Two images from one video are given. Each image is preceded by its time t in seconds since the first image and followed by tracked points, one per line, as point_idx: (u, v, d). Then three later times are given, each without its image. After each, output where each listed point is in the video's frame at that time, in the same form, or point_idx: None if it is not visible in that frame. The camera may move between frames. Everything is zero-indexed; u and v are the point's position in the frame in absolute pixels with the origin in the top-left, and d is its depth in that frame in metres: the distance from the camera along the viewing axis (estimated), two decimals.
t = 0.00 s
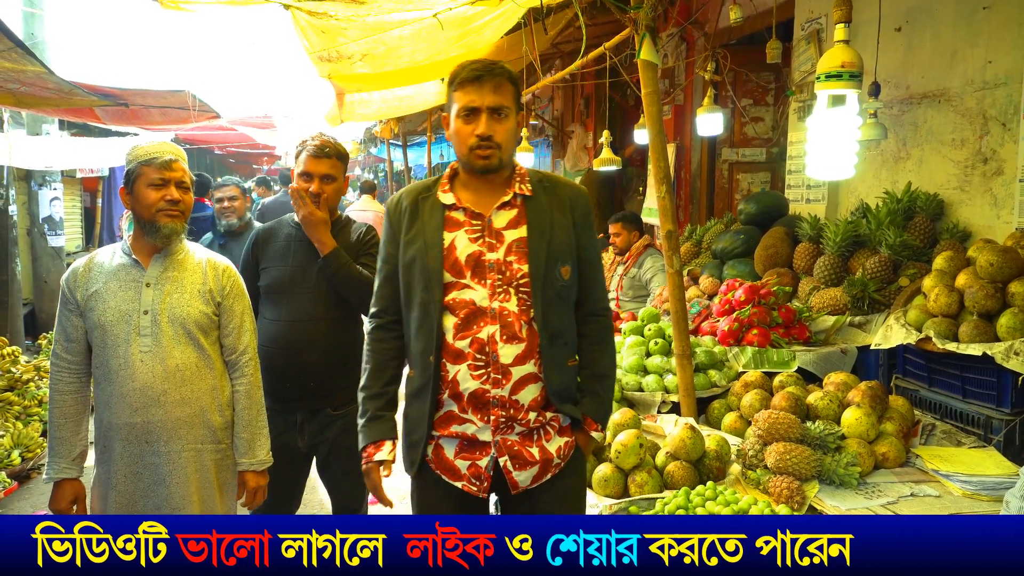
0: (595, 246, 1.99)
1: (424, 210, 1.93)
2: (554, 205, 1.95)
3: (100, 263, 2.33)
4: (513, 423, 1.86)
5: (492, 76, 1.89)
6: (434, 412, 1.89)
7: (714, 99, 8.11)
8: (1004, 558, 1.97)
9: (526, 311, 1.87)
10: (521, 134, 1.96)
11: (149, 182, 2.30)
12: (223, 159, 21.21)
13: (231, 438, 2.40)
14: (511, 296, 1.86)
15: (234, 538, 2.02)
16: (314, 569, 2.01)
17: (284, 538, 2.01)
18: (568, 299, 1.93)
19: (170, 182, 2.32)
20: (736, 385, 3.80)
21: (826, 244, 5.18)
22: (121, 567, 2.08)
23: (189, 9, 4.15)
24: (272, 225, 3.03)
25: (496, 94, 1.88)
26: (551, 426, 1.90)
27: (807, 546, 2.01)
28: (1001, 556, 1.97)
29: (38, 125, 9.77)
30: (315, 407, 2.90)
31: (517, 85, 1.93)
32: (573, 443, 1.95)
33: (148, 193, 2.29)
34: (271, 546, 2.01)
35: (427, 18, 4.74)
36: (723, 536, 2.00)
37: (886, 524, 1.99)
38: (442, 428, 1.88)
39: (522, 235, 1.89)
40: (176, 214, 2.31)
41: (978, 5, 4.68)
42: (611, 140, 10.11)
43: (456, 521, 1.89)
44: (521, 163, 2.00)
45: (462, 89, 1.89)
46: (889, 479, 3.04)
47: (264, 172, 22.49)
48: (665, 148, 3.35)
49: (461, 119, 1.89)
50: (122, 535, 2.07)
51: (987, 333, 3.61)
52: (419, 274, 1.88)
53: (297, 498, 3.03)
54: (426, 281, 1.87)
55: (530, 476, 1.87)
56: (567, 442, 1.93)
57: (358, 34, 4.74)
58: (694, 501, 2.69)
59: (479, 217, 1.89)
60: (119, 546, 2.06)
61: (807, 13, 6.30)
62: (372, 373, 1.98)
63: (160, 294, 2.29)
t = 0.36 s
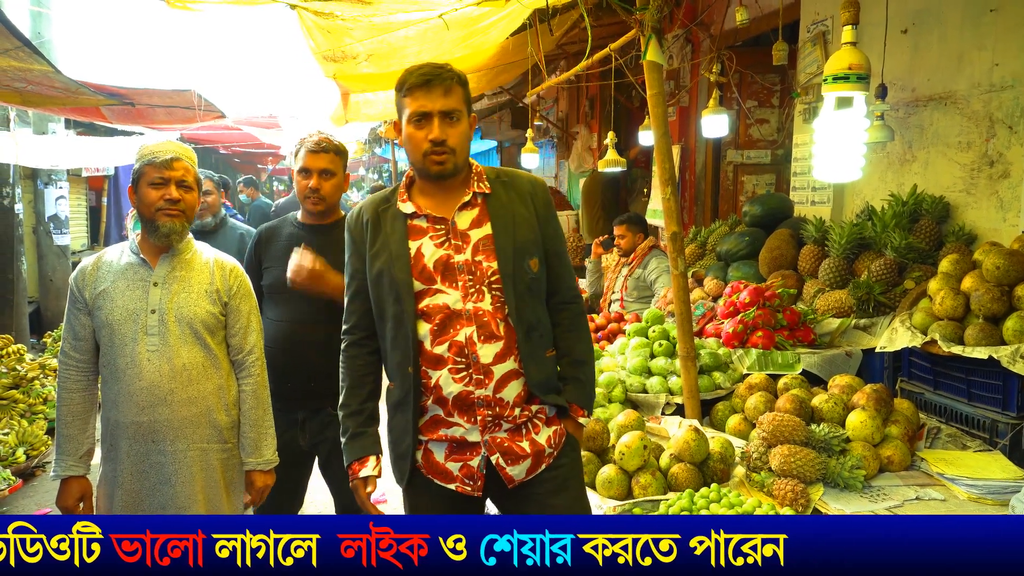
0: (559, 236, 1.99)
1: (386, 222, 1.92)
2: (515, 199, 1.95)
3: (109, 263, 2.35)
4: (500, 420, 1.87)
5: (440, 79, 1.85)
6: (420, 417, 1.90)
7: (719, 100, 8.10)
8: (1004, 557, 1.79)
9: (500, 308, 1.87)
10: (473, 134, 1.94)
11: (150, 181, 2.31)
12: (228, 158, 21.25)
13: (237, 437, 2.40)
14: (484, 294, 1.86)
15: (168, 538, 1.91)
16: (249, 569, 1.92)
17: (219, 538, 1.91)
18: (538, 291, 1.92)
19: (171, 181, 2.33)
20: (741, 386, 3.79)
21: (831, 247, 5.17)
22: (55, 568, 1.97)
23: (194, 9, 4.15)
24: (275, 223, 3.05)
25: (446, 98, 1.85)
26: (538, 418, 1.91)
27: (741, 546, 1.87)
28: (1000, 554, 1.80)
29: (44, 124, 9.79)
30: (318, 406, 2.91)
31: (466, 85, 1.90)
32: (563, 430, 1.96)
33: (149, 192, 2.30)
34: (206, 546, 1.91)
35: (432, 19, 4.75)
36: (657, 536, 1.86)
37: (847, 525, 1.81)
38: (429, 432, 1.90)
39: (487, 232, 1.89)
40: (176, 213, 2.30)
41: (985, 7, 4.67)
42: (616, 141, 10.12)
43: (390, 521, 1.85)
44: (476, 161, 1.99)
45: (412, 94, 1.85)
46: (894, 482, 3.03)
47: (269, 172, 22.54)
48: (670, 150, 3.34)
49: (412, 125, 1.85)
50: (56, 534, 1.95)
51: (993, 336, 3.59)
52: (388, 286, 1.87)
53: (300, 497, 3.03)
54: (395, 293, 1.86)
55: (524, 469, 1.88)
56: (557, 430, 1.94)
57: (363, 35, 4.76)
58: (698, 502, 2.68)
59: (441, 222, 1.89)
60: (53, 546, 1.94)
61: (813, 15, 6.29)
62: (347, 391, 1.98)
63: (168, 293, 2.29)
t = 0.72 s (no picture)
0: (569, 239, 1.98)
1: (391, 223, 1.92)
2: (522, 203, 1.94)
3: (116, 263, 2.35)
4: (498, 428, 1.86)
5: (446, 79, 1.85)
6: (417, 420, 1.90)
7: (721, 100, 8.09)
8: (1004, 557, 1.83)
9: (502, 314, 1.87)
10: (479, 135, 1.93)
11: (155, 184, 2.31)
12: (231, 159, 21.28)
13: (243, 439, 2.40)
14: (487, 300, 1.85)
15: (101, 538, 1.94)
16: (180, 569, 1.96)
17: (152, 538, 1.96)
18: (546, 298, 1.91)
19: (175, 184, 2.33)
20: (744, 386, 3.78)
21: (834, 246, 5.16)
22: None
23: (197, 10, 4.16)
24: (276, 224, 3.08)
25: (452, 98, 1.85)
26: (537, 430, 1.91)
27: (673, 546, 1.90)
28: (1001, 554, 1.83)
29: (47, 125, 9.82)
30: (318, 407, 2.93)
31: (473, 84, 1.90)
32: (559, 445, 1.96)
33: (154, 194, 2.30)
34: (139, 546, 1.95)
35: (434, 20, 4.75)
36: (588, 536, 1.85)
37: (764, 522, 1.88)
38: (427, 436, 1.89)
39: (491, 238, 1.89)
40: (181, 215, 2.30)
41: (989, 6, 4.65)
42: (618, 141, 10.12)
43: (323, 522, 1.92)
44: (482, 162, 1.98)
45: (418, 93, 1.85)
46: (898, 482, 3.02)
47: (271, 173, 22.58)
48: (673, 149, 3.34)
49: (418, 124, 1.85)
50: None
51: (997, 336, 3.59)
52: (390, 286, 1.87)
53: (300, 497, 3.04)
54: (398, 294, 1.86)
55: (516, 481, 1.88)
56: (552, 446, 1.94)
57: (366, 35, 4.75)
58: (701, 503, 2.67)
59: (446, 224, 1.89)
60: None
61: (816, 14, 6.28)
62: (345, 381, 1.97)
63: (174, 294, 2.29)
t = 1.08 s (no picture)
0: (582, 248, 1.99)
1: (409, 220, 1.92)
2: (540, 208, 1.95)
3: (120, 266, 2.35)
4: (508, 432, 1.86)
5: (477, 80, 1.86)
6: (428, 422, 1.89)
7: (720, 102, 8.10)
8: (1004, 557, 1.87)
9: (515, 318, 1.87)
10: (505, 138, 1.94)
11: (160, 186, 2.32)
12: (230, 161, 21.30)
13: (245, 441, 2.40)
14: (501, 303, 1.86)
15: (33, 539, 1.94)
16: (113, 569, 1.98)
17: (84, 538, 1.96)
18: (559, 303, 1.93)
19: (179, 186, 2.33)
20: (742, 389, 3.78)
21: (833, 248, 5.16)
22: None
23: (197, 12, 4.16)
24: (271, 227, 3.09)
25: (482, 99, 1.86)
26: (547, 435, 1.92)
27: (606, 546, 1.88)
28: (1001, 554, 1.87)
29: (47, 127, 9.83)
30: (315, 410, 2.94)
31: (501, 88, 1.91)
32: (568, 451, 1.97)
33: (159, 196, 2.31)
34: (71, 546, 1.96)
35: (434, 22, 4.76)
36: (522, 536, 1.84)
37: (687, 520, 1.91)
38: (437, 439, 1.89)
39: (506, 241, 1.90)
40: (185, 217, 2.31)
41: (988, 9, 4.66)
42: (617, 144, 10.14)
43: (256, 522, 1.94)
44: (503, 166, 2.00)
45: (448, 91, 1.85)
46: (896, 485, 3.02)
47: (271, 175, 22.58)
48: (672, 152, 3.34)
49: (445, 123, 1.86)
50: None
51: (995, 338, 3.60)
52: (406, 285, 1.88)
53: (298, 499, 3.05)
54: (414, 293, 1.86)
55: (525, 486, 1.89)
56: (562, 452, 1.95)
57: (365, 37, 4.76)
58: (700, 505, 2.66)
59: (465, 224, 1.90)
60: None
61: (814, 17, 6.29)
62: (366, 380, 1.93)
63: (176, 296, 2.30)
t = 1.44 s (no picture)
0: (586, 255, 1.99)
1: (410, 222, 1.93)
2: (545, 214, 1.95)
3: (119, 267, 2.35)
4: (503, 438, 1.86)
5: (484, 84, 1.86)
6: (423, 425, 1.90)
7: (717, 105, 8.12)
8: (1004, 557, 1.93)
9: (514, 324, 1.87)
10: (511, 143, 1.94)
11: (158, 188, 2.32)
12: (227, 163, 21.30)
13: (243, 442, 2.39)
14: (500, 310, 1.86)
15: None
16: (46, 568, 2.04)
17: (17, 538, 2.03)
18: (559, 310, 1.93)
19: (177, 188, 2.33)
20: (739, 391, 3.79)
21: (829, 250, 5.18)
22: None
23: (194, 14, 4.16)
24: (264, 228, 3.09)
25: (488, 103, 1.86)
26: (545, 444, 1.92)
27: (539, 546, 1.88)
28: (1001, 554, 1.94)
29: (42, 129, 9.81)
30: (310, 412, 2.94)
31: (509, 91, 1.91)
32: (567, 464, 1.96)
33: (157, 198, 2.31)
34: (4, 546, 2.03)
35: (430, 24, 4.77)
36: (454, 536, 1.87)
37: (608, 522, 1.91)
38: (432, 442, 1.89)
39: (511, 247, 1.89)
40: (183, 219, 2.31)
41: (982, 11, 4.68)
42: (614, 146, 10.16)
43: (190, 522, 2.05)
44: (509, 170, 1.99)
45: (454, 93, 1.86)
46: (892, 486, 3.02)
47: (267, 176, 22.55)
48: (668, 154, 3.35)
49: (450, 125, 1.86)
50: None
51: (990, 340, 3.61)
52: (406, 287, 1.88)
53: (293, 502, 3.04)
54: (412, 295, 1.86)
55: (518, 495, 1.87)
56: (560, 464, 1.94)
57: (362, 39, 4.77)
58: (696, 506, 2.66)
59: (466, 228, 1.89)
60: None
61: (810, 19, 6.31)
62: (360, 384, 1.96)
63: (175, 298, 2.29)
